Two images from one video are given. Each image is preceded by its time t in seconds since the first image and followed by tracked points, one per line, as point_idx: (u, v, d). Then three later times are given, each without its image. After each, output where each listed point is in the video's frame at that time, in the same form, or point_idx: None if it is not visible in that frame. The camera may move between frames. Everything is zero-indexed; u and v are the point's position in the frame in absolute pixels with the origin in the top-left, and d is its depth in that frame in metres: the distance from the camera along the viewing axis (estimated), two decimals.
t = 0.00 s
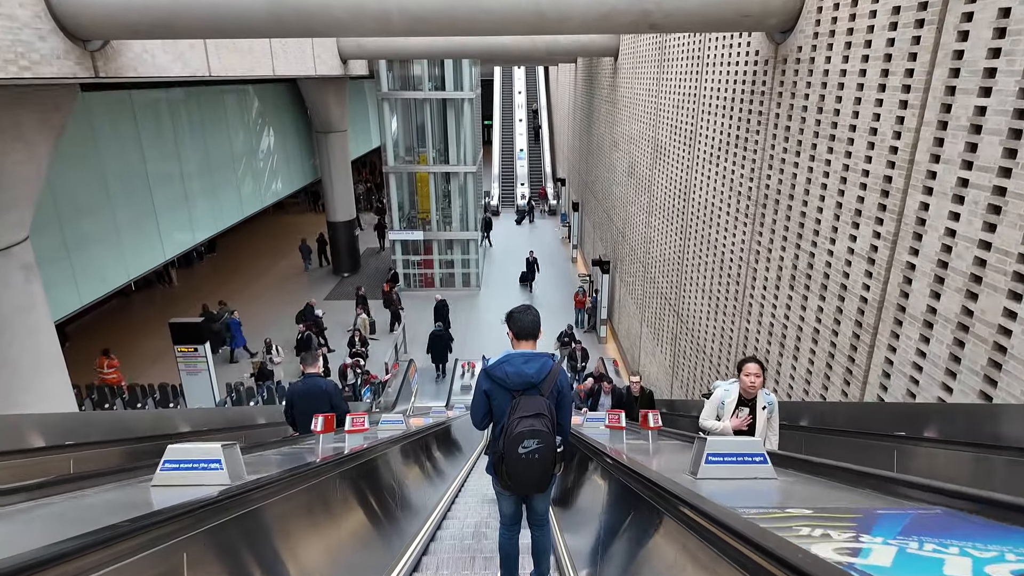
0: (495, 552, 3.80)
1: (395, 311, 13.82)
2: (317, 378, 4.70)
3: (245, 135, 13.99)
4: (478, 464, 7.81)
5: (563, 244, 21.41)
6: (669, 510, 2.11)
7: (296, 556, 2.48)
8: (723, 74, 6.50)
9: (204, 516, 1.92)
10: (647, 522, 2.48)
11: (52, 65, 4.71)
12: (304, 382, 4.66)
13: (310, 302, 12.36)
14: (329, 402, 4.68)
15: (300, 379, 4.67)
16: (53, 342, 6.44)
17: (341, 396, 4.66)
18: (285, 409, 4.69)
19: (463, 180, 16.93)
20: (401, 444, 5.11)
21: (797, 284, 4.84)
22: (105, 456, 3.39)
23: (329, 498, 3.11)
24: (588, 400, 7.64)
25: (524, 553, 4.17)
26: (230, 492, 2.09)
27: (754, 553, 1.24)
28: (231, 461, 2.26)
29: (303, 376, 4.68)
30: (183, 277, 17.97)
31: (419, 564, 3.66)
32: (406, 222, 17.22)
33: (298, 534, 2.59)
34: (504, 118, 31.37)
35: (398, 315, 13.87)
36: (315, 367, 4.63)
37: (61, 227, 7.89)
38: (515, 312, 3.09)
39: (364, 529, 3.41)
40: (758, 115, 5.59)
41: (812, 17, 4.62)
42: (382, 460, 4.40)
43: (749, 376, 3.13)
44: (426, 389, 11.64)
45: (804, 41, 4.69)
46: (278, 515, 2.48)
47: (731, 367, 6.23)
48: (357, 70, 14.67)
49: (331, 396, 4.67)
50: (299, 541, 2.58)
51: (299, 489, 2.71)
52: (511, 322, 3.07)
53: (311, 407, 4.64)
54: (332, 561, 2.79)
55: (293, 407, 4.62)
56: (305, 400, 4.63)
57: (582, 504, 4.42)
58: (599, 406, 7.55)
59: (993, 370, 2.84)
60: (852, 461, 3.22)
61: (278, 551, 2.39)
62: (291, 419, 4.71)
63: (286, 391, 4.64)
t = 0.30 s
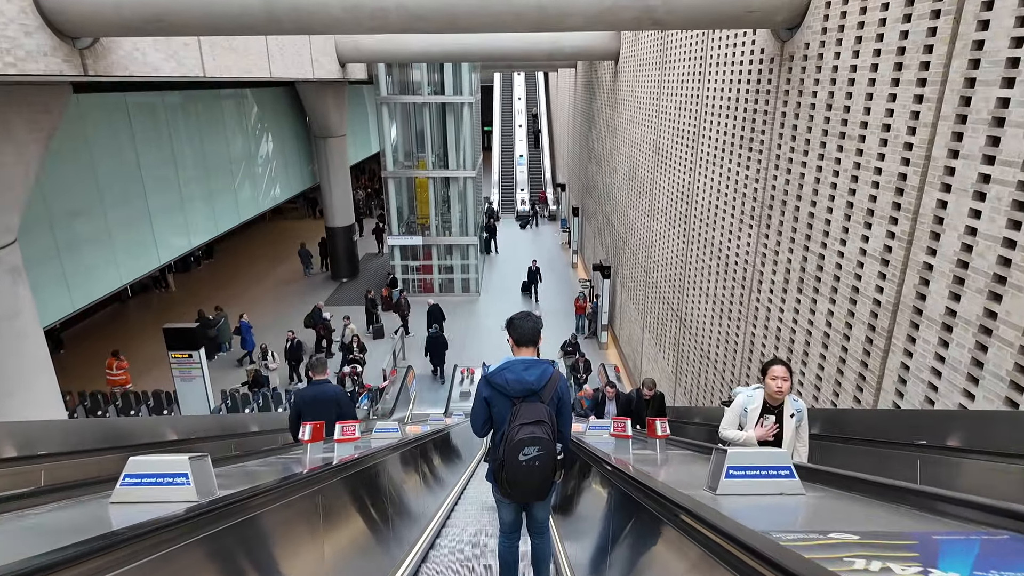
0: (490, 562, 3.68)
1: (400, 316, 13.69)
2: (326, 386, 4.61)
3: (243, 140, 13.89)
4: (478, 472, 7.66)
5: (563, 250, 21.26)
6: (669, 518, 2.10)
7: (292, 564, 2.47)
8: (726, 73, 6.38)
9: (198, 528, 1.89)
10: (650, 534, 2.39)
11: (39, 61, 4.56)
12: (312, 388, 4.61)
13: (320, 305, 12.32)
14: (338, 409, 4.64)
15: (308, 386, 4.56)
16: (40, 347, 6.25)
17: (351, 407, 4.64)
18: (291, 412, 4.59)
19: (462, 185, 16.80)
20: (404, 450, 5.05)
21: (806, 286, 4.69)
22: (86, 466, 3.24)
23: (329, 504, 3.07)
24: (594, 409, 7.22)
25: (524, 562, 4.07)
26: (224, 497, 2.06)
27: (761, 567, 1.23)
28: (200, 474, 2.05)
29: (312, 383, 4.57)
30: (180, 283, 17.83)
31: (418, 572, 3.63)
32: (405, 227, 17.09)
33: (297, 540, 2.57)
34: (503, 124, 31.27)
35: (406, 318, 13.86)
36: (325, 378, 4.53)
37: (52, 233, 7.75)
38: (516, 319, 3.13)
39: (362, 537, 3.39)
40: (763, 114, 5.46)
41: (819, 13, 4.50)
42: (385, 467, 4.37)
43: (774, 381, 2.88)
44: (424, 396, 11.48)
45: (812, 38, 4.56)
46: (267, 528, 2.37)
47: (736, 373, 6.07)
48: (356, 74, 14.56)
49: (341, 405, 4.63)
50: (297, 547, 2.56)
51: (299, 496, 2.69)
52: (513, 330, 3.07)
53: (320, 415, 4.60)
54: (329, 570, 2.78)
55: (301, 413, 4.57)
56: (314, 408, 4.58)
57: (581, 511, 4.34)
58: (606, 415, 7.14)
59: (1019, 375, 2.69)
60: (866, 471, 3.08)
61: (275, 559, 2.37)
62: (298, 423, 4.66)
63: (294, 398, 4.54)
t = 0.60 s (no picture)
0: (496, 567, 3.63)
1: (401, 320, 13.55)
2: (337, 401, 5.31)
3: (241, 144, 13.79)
4: (477, 480, 7.50)
5: (563, 255, 21.13)
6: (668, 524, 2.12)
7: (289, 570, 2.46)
8: (731, 73, 6.26)
9: (192, 535, 1.84)
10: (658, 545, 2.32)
11: (25, 58, 4.42)
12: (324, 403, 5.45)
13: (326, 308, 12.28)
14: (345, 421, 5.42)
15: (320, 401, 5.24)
16: (28, 353, 6.09)
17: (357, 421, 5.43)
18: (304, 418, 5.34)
19: (462, 189, 16.68)
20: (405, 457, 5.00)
21: (815, 288, 4.54)
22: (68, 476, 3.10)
23: (325, 512, 3.03)
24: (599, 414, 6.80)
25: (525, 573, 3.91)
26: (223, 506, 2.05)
27: None
28: (164, 488, 1.87)
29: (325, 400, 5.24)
30: (177, 289, 17.68)
31: None
32: (404, 232, 16.98)
33: (296, 547, 2.57)
34: (503, 130, 31.19)
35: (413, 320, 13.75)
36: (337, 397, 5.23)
37: (43, 237, 7.62)
38: (517, 327, 3.16)
39: (358, 546, 3.37)
40: (769, 114, 5.34)
41: (828, 7, 4.38)
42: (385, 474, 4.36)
43: (809, 385, 2.65)
44: (423, 402, 11.31)
45: (820, 33, 4.45)
46: (245, 543, 2.24)
47: (742, 379, 5.92)
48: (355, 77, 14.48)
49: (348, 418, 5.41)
50: (295, 554, 2.56)
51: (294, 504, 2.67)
52: (512, 336, 3.15)
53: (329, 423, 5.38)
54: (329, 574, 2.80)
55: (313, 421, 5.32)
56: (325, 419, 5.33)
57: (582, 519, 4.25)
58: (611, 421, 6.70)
59: None
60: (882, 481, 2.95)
61: (273, 566, 2.35)
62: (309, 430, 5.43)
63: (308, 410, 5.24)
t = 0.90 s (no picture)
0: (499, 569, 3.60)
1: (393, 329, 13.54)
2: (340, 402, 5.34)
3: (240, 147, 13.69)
4: (478, 485, 7.35)
5: (564, 259, 20.99)
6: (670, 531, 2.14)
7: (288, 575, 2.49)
8: (737, 71, 6.15)
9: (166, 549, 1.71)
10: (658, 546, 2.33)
11: (11, 51, 4.27)
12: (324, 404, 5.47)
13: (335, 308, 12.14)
14: (348, 422, 5.43)
15: (324, 401, 5.29)
16: (17, 356, 5.95)
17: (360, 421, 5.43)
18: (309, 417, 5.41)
19: (462, 192, 16.53)
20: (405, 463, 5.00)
21: (826, 289, 4.40)
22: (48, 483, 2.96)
23: (322, 520, 3.06)
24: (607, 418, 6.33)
25: None
26: (220, 511, 2.07)
27: None
28: (118, 499, 1.67)
29: (328, 399, 5.29)
30: (175, 293, 17.52)
31: None
32: (404, 235, 16.85)
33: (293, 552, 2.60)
34: (503, 134, 31.08)
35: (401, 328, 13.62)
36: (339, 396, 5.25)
37: (35, 238, 7.49)
38: (518, 331, 3.24)
39: (359, 552, 3.40)
40: (777, 111, 5.22)
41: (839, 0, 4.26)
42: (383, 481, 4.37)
43: (855, 387, 2.22)
44: (422, 407, 11.11)
45: (830, 27, 4.33)
46: (230, 555, 2.11)
47: (749, 384, 5.77)
48: (355, 80, 14.38)
49: (352, 418, 5.42)
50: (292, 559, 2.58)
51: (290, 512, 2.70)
52: (515, 341, 3.23)
53: (332, 423, 5.40)
54: None
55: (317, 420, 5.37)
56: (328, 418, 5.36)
57: (586, 526, 4.11)
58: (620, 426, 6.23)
59: None
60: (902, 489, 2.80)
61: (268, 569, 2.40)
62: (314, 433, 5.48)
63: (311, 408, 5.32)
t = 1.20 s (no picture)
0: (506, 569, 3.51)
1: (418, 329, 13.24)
2: (342, 404, 5.47)
3: (244, 148, 13.62)
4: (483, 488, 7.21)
5: (569, 261, 20.84)
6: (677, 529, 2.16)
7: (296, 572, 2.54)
8: (748, 66, 6.01)
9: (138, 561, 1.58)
10: (671, 547, 2.26)
11: (3, 42, 4.16)
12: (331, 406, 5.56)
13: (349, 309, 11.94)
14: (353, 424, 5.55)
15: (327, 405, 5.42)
16: (12, 355, 5.82)
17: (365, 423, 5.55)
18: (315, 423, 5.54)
19: (466, 192, 16.39)
20: (406, 463, 4.92)
21: (845, 287, 4.24)
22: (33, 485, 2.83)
23: (324, 522, 2.99)
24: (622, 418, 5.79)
25: None
26: (220, 512, 2.10)
27: None
28: (72, 510, 1.48)
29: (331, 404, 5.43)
30: (178, 294, 17.42)
31: None
32: (408, 237, 16.74)
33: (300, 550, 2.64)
34: (508, 135, 30.95)
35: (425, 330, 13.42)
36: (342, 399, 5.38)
37: (32, 237, 7.37)
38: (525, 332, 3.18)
39: (364, 552, 3.35)
40: (791, 105, 5.08)
41: None
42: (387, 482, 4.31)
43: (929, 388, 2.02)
44: (426, 410, 10.94)
45: (849, 15, 4.18)
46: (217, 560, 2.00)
47: (762, 386, 5.61)
48: (359, 79, 14.28)
49: (357, 420, 5.54)
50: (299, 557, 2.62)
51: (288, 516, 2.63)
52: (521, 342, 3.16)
53: (338, 427, 5.52)
54: None
55: (323, 425, 5.50)
56: (334, 423, 5.49)
57: (594, 531, 3.98)
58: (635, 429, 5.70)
59: None
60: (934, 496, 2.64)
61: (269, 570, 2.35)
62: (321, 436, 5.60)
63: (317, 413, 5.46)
